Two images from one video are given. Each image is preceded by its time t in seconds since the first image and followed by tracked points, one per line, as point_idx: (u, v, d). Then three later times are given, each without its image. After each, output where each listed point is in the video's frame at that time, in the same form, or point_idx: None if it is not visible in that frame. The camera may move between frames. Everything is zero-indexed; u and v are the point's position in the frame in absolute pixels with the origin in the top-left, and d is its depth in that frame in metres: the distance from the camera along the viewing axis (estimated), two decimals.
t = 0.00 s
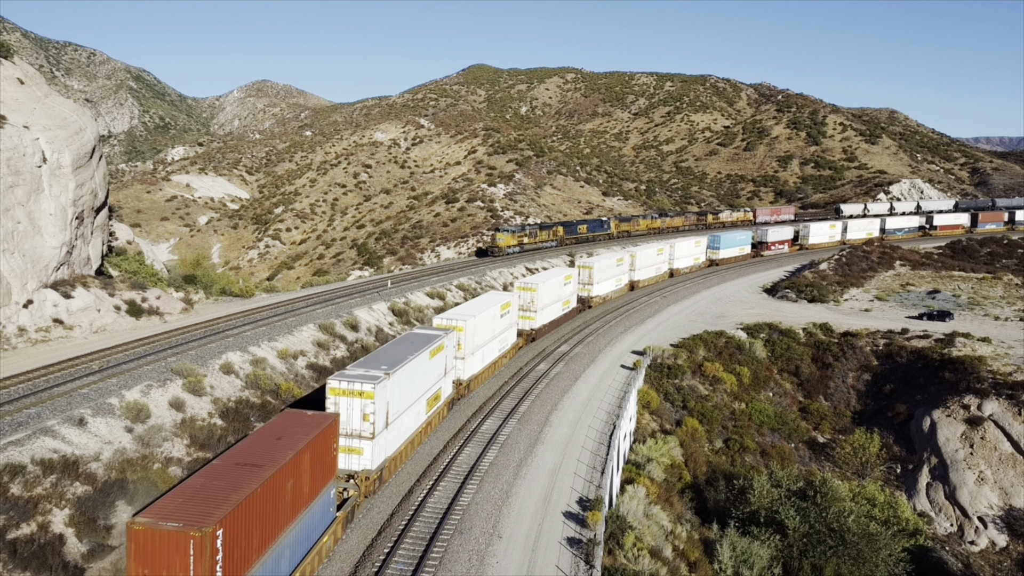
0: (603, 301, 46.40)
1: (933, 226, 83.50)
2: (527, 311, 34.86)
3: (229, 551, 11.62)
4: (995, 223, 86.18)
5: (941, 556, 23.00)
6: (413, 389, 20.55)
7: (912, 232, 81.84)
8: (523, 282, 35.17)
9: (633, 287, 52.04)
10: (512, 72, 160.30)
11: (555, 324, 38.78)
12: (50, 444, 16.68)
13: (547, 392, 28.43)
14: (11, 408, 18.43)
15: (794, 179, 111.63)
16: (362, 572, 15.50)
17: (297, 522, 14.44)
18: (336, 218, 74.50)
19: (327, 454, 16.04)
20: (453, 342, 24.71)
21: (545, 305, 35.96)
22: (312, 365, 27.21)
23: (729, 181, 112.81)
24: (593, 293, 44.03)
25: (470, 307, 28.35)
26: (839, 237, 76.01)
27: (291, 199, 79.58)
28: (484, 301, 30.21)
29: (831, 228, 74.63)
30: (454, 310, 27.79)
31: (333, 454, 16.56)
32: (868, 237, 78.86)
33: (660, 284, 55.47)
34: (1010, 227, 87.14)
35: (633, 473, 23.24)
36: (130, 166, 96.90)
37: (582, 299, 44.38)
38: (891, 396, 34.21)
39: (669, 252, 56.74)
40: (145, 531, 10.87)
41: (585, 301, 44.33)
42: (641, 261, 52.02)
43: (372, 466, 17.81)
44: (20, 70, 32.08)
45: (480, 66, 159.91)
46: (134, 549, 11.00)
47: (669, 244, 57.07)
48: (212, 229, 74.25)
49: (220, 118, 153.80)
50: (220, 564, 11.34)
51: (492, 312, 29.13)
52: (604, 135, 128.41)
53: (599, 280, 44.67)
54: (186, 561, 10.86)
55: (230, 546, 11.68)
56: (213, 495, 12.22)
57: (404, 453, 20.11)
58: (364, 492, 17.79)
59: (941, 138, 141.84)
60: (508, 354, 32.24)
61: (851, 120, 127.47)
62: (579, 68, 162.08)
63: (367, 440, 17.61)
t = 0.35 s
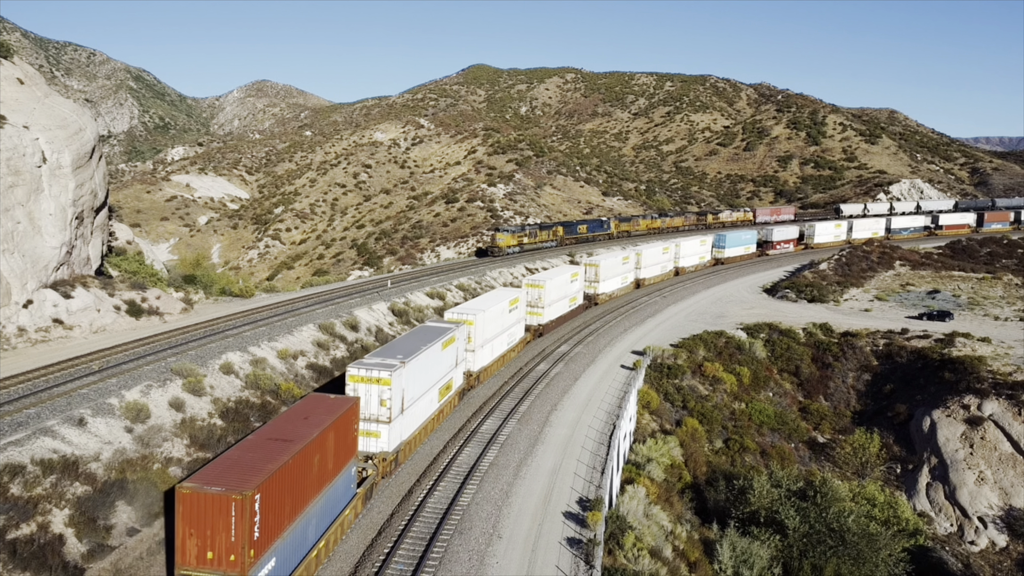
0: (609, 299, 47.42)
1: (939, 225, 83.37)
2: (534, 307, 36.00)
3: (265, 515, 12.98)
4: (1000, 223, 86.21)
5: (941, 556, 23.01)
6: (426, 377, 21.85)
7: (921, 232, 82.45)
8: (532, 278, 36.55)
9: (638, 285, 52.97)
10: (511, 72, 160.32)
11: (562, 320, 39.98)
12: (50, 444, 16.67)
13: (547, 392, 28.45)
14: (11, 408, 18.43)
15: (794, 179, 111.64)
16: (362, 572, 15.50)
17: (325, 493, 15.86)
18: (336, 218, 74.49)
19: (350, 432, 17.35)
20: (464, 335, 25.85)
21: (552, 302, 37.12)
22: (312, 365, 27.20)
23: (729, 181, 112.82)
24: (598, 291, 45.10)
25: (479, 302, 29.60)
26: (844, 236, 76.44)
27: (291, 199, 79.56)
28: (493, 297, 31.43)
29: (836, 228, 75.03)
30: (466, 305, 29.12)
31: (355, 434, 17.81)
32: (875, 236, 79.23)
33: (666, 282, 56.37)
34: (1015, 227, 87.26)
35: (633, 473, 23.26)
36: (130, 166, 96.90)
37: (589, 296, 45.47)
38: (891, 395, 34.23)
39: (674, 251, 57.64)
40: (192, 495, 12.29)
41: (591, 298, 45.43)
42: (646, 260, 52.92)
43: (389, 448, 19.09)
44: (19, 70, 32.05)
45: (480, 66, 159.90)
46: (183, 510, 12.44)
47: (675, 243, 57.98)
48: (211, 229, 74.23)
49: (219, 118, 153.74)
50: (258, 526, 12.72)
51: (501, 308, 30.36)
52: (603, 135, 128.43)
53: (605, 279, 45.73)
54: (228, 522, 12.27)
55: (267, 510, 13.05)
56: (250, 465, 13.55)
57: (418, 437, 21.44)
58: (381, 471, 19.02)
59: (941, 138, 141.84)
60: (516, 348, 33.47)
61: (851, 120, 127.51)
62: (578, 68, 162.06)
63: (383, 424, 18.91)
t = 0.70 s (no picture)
0: (615, 297, 48.18)
1: (944, 225, 83.39)
2: (541, 304, 36.71)
3: (293, 487, 13.60)
4: (1006, 223, 86.22)
5: (941, 556, 23.03)
6: (437, 369, 22.67)
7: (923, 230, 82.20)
8: (538, 276, 37.12)
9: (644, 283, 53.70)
10: (511, 72, 160.31)
11: (569, 317, 40.83)
12: (50, 445, 16.66)
13: (547, 392, 28.45)
14: (10, 409, 18.41)
15: (793, 179, 111.62)
16: (362, 572, 15.50)
17: (343, 474, 16.52)
18: (336, 218, 74.48)
19: (366, 418, 18.05)
20: (473, 329, 26.67)
21: (558, 299, 37.82)
22: (312, 365, 27.20)
23: (728, 181, 112.80)
24: (604, 289, 45.94)
25: (488, 298, 30.43)
26: (849, 236, 76.58)
27: (291, 199, 79.56)
28: (501, 293, 32.26)
29: (841, 227, 75.28)
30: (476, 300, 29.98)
31: (371, 420, 18.54)
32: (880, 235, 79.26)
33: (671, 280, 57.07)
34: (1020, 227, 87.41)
35: (633, 474, 23.25)
36: (130, 166, 96.90)
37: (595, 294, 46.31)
38: (891, 395, 34.22)
39: (679, 250, 58.21)
40: (227, 466, 12.84)
41: (598, 295, 46.25)
42: (652, 258, 53.55)
43: (403, 434, 19.95)
44: (19, 70, 32.02)
45: (480, 66, 159.88)
46: (218, 482, 12.96)
47: (680, 242, 58.53)
48: (211, 229, 74.22)
49: (219, 118, 153.73)
50: (287, 497, 13.35)
51: (509, 303, 31.18)
52: (603, 135, 128.43)
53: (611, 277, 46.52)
54: (260, 492, 12.83)
55: (294, 482, 13.67)
56: (278, 442, 14.15)
57: (430, 425, 22.34)
58: (395, 455, 19.99)
59: (940, 138, 141.82)
60: (524, 343, 34.32)
61: (851, 120, 127.50)
62: (578, 68, 162.07)
63: (398, 412, 19.77)
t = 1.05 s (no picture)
0: (620, 294, 49.11)
1: (950, 225, 83.69)
2: (548, 300, 38.37)
3: (319, 462, 14.99)
4: (1012, 222, 86.34)
5: (941, 556, 23.03)
6: (449, 360, 24.21)
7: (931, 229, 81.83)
8: (546, 273, 38.69)
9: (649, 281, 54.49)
10: (511, 71, 160.27)
11: (575, 313, 42.13)
12: (49, 445, 16.65)
13: (547, 392, 28.46)
14: (9, 409, 18.38)
15: (793, 179, 111.64)
16: (362, 572, 15.50)
17: (362, 454, 17.93)
18: (336, 218, 74.46)
19: (383, 403, 19.43)
20: (482, 323, 28.13)
21: (565, 296, 39.40)
22: (312, 365, 27.19)
23: (728, 181, 112.82)
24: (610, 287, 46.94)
25: (498, 293, 31.88)
26: (855, 235, 76.81)
27: (291, 199, 79.52)
28: (511, 289, 33.72)
29: (847, 227, 75.58)
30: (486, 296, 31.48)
31: (388, 405, 20.01)
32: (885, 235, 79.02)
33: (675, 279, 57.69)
34: None
35: (633, 473, 23.26)
36: (130, 166, 96.85)
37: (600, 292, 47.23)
38: (891, 396, 34.20)
39: (684, 249, 58.72)
40: (260, 443, 14.22)
41: (603, 293, 47.20)
42: (657, 257, 54.27)
43: (417, 420, 21.60)
44: (19, 70, 31.99)
45: (480, 66, 159.83)
46: (252, 457, 14.35)
47: (685, 242, 59.04)
48: (211, 229, 74.18)
49: (219, 118, 153.63)
50: (313, 471, 14.73)
51: (517, 298, 32.60)
52: (603, 135, 128.43)
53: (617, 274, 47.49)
54: (290, 465, 14.20)
55: (319, 458, 15.05)
56: (304, 422, 15.53)
57: (442, 413, 23.92)
58: (409, 440, 21.54)
59: (940, 138, 141.77)
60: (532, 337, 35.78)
61: (850, 120, 127.55)
62: (578, 68, 162.01)
63: (411, 399, 21.36)
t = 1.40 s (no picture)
0: (625, 292, 49.65)
1: (955, 225, 84.01)
2: (554, 297, 38.77)
3: (340, 442, 15.83)
4: (1018, 222, 86.46)
5: (941, 556, 23.02)
6: (459, 352, 24.93)
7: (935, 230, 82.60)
8: (552, 271, 39.33)
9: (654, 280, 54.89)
10: (511, 72, 160.30)
11: (581, 310, 42.77)
12: (49, 445, 16.65)
13: (547, 392, 28.47)
14: (8, 409, 18.37)
15: (793, 179, 111.70)
16: (362, 572, 15.50)
17: (378, 437, 18.79)
18: (336, 218, 74.49)
19: (398, 389, 20.27)
20: (491, 318, 28.82)
21: (571, 293, 39.78)
22: (312, 365, 27.16)
23: (728, 181, 112.87)
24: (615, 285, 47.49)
25: (506, 289, 32.60)
26: (860, 234, 76.98)
27: (291, 199, 79.54)
28: (518, 285, 34.41)
29: (852, 226, 75.82)
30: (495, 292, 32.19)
31: (403, 392, 20.90)
32: (890, 234, 79.19)
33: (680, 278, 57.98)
34: None
35: (632, 474, 23.26)
36: (130, 166, 96.89)
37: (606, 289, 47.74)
38: (891, 396, 34.19)
39: (688, 248, 59.02)
40: (287, 423, 15.06)
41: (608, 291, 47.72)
42: (662, 256, 54.64)
43: (428, 409, 22.31)
44: (19, 70, 31.97)
45: (479, 66, 159.84)
46: (278, 436, 15.19)
47: (690, 241, 59.39)
48: (210, 229, 74.18)
49: (219, 118, 153.66)
50: (334, 450, 15.57)
51: (524, 295, 33.26)
52: (603, 135, 128.50)
53: (622, 273, 47.97)
54: (314, 444, 15.02)
55: (340, 439, 15.87)
56: (326, 404, 16.34)
57: (452, 403, 24.68)
58: (422, 427, 22.29)
59: (940, 138, 141.78)
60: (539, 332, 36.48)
61: (850, 120, 127.60)
62: (578, 68, 162.06)
63: (423, 388, 22.07)
